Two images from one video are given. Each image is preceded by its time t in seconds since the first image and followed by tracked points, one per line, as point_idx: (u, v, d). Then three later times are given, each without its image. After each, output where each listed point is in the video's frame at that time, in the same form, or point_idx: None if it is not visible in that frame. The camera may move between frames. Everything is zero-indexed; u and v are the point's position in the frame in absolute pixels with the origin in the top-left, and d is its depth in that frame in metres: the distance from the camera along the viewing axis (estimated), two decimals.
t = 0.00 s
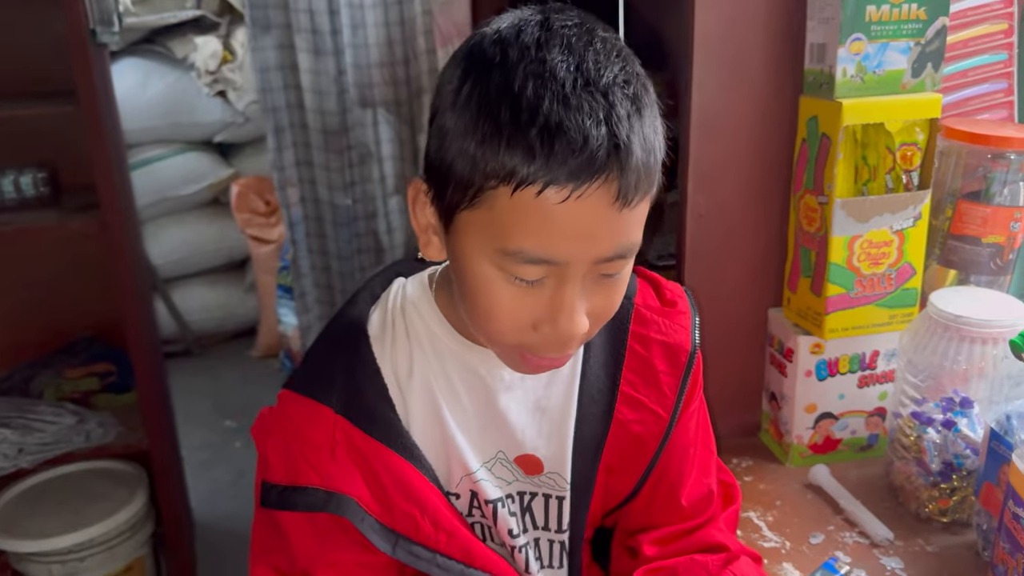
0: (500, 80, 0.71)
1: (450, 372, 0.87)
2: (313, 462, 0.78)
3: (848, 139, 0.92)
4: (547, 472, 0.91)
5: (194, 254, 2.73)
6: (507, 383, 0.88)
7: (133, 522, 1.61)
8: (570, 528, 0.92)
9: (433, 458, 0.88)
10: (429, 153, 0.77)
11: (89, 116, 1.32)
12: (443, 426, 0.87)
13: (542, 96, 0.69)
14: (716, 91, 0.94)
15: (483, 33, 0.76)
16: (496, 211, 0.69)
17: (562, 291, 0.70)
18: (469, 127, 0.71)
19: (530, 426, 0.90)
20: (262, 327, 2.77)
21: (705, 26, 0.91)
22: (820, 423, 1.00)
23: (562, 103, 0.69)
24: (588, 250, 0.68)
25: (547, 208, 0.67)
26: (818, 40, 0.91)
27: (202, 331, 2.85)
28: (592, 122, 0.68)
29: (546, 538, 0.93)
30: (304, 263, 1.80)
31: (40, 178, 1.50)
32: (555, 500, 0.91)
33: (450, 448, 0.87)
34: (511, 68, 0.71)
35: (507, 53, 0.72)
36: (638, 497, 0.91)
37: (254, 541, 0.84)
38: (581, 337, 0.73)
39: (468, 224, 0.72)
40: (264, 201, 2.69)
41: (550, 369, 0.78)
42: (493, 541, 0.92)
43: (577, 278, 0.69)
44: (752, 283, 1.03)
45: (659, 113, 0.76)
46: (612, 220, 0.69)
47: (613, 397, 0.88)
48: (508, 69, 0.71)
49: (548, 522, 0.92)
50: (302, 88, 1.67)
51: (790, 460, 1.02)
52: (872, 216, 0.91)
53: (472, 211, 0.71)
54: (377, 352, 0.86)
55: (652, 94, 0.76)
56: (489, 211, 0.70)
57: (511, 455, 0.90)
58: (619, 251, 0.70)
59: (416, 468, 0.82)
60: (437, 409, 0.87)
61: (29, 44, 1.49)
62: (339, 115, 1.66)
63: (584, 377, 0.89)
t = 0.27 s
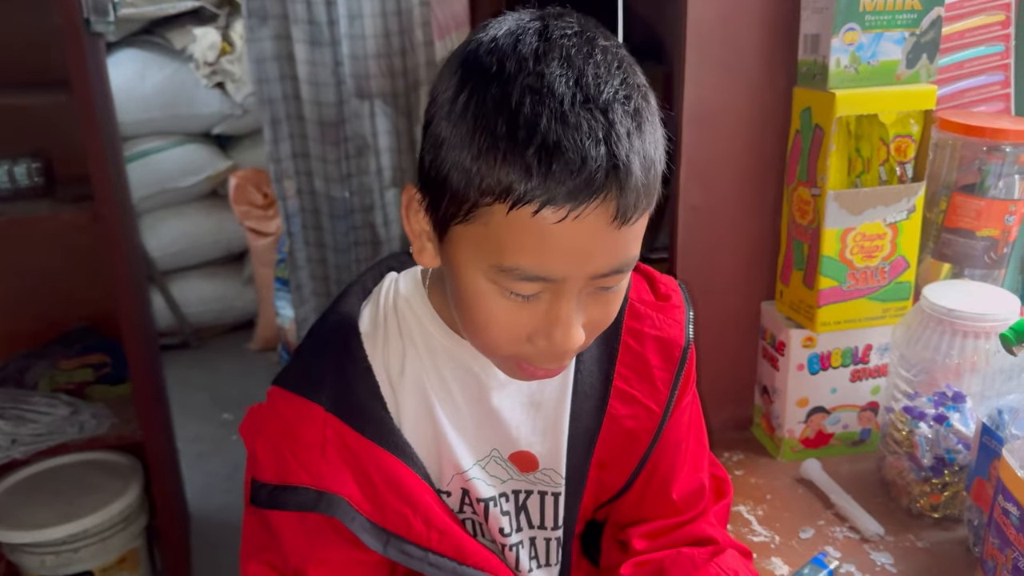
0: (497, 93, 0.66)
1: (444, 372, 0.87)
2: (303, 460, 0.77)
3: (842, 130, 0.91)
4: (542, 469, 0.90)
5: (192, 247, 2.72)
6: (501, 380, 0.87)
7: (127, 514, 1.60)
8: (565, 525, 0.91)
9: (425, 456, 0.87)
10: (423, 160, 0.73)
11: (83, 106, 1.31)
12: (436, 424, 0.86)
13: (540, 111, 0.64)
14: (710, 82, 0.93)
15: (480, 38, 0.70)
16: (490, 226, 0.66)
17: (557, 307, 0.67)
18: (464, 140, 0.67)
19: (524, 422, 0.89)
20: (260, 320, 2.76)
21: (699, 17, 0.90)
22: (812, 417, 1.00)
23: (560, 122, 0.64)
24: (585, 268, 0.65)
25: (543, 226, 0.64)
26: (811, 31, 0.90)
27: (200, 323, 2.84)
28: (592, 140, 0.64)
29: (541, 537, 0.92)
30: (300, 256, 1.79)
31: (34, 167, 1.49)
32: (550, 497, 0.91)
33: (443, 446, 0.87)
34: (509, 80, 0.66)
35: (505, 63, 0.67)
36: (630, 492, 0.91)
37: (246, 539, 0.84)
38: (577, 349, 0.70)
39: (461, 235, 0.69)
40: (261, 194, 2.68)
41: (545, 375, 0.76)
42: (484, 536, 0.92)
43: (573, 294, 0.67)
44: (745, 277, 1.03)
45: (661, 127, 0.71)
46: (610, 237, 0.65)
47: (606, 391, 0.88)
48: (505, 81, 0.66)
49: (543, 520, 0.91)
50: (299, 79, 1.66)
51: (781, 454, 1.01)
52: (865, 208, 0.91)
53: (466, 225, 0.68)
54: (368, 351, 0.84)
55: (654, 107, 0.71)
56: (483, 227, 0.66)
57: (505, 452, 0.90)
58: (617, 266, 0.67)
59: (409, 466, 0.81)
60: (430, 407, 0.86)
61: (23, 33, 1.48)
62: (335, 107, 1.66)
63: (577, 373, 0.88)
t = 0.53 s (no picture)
0: (479, 104, 0.65)
1: (435, 370, 0.85)
2: (292, 458, 0.77)
3: (836, 121, 0.90)
4: (534, 464, 0.89)
5: (191, 238, 2.72)
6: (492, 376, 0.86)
7: (121, 505, 1.60)
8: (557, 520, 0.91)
9: (415, 452, 0.86)
10: (407, 165, 0.72)
11: (77, 94, 1.30)
12: (426, 420, 0.85)
13: (520, 124, 0.63)
14: (702, 71, 0.92)
15: (465, 43, 0.69)
16: (472, 238, 0.65)
17: (541, 317, 0.66)
18: (445, 149, 0.66)
19: (515, 418, 0.88)
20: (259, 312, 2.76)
21: (691, 5, 0.89)
22: (805, 410, 0.99)
23: (542, 136, 0.63)
24: (568, 279, 0.65)
25: (524, 238, 0.63)
26: (806, 20, 0.89)
27: (199, 315, 2.83)
28: (573, 154, 0.63)
29: (534, 532, 0.91)
30: (297, 247, 1.77)
31: (30, 157, 1.47)
32: (542, 492, 0.90)
33: (433, 440, 0.85)
34: (491, 91, 0.65)
35: (487, 73, 0.65)
36: (620, 485, 0.90)
37: (240, 531, 0.83)
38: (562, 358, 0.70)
39: (444, 245, 0.68)
40: (260, 185, 2.67)
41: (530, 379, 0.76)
42: (474, 530, 0.91)
43: (557, 304, 0.66)
44: (738, 270, 1.02)
45: (649, 136, 0.70)
46: (593, 249, 0.65)
47: (596, 386, 0.87)
48: (487, 92, 0.65)
49: (535, 515, 0.90)
50: (296, 70, 1.64)
51: (773, 447, 1.01)
52: (859, 200, 0.90)
53: (449, 235, 0.67)
54: (358, 347, 0.83)
55: (641, 117, 0.69)
56: (465, 237, 0.66)
57: (496, 448, 0.88)
58: (601, 277, 0.66)
59: (399, 462, 0.80)
60: (420, 403, 0.85)
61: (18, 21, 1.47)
62: (333, 97, 1.64)
63: (568, 368, 0.87)
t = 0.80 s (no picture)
0: (485, 104, 0.62)
1: (440, 359, 0.84)
2: (296, 444, 0.76)
3: (840, 107, 0.89)
4: (538, 451, 0.88)
5: (195, 228, 2.72)
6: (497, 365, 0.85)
7: (123, 492, 1.59)
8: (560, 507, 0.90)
9: (419, 439, 0.85)
10: (412, 160, 0.70)
11: (79, 81, 1.30)
12: (430, 408, 0.84)
13: (526, 126, 0.61)
14: (706, 58, 0.92)
15: (472, 38, 0.67)
16: (477, 238, 0.64)
17: (545, 316, 0.66)
18: (450, 149, 0.64)
19: (519, 405, 0.87)
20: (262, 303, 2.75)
21: None
22: (807, 397, 0.99)
23: (549, 138, 0.61)
24: (573, 279, 0.64)
25: (529, 240, 0.62)
26: (811, 5, 0.88)
27: (202, 305, 2.83)
28: (580, 158, 0.61)
29: (539, 520, 0.90)
30: (300, 238, 1.77)
31: (33, 144, 1.47)
32: (547, 479, 0.89)
33: (436, 429, 0.84)
34: (497, 90, 0.62)
35: (494, 71, 0.63)
36: (622, 471, 0.90)
37: (242, 516, 0.82)
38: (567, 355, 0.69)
39: (448, 242, 0.67)
40: (264, 175, 2.65)
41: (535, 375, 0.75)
42: (478, 517, 0.91)
43: (562, 303, 0.65)
44: (742, 258, 1.02)
45: (657, 136, 0.68)
46: (598, 249, 0.63)
47: (599, 372, 0.86)
48: (493, 90, 0.63)
49: (540, 503, 0.90)
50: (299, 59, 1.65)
51: (775, 435, 1.01)
52: (864, 186, 0.89)
53: (453, 234, 0.66)
54: (362, 335, 0.82)
55: (650, 116, 0.67)
56: (469, 237, 0.64)
57: (501, 436, 0.87)
58: (606, 276, 0.65)
59: (403, 449, 0.79)
60: (425, 392, 0.84)
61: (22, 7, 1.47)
62: (336, 87, 1.65)
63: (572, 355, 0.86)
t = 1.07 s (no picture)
0: (488, 110, 0.64)
1: (442, 349, 0.86)
2: (301, 429, 0.78)
3: (837, 100, 0.91)
4: (538, 438, 0.90)
5: (201, 220, 2.73)
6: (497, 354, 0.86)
7: (131, 479, 1.61)
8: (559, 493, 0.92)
9: (420, 426, 0.87)
10: (418, 160, 0.71)
11: (90, 72, 1.32)
12: (432, 397, 0.85)
13: (527, 135, 0.62)
14: (706, 51, 0.93)
15: (478, 43, 0.68)
16: (478, 239, 0.66)
17: (545, 314, 0.68)
18: (454, 153, 0.66)
19: (519, 393, 0.89)
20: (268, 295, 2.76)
21: None
22: (803, 386, 1.00)
23: (549, 146, 0.62)
24: (571, 279, 0.65)
25: (529, 243, 0.63)
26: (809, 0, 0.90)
27: (208, 297, 2.86)
28: (580, 167, 0.62)
29: (539, 507, 0.92)
30: (306, 230, 1.79)
31: (43, 135, 1.49)
32: (547, 466, 0.91)
33: (437, 417, 0.86)
34: (501, 97, 0.64)
35: (498, 77, 0.64)
36: (620, 457, 0.91)
37: (246, 499, 0.83)
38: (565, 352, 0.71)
39: (450, 242, 0.69)
40: (270, 168, 2.65)
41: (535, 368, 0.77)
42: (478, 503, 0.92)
43: (561, 302, 0.67)
44: (740, 250, 1.03)
45: (657, 142, 0.69)
46: (596, 250, 0.65)
47: (598, 360, 0.87)
48: (497, 97, 0.64)
49: (540, 490, 0.91)
50: (306, 52, 1.66)
51: (772, 423, 1.02)
52: (860, 178, 0.91)
53: (456, 233, 0.67)
54: (366, 326, 0.83)
55: (650, 123, 0.69)
56: (471, 237, 0.66)
57: (501, 424, 0.89)
58: (604, 276, 0.67)
59: (405, 436, 0.81)
60: (426, 381, 0.85)
61: None
62: (343, 81, 1.65)
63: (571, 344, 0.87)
